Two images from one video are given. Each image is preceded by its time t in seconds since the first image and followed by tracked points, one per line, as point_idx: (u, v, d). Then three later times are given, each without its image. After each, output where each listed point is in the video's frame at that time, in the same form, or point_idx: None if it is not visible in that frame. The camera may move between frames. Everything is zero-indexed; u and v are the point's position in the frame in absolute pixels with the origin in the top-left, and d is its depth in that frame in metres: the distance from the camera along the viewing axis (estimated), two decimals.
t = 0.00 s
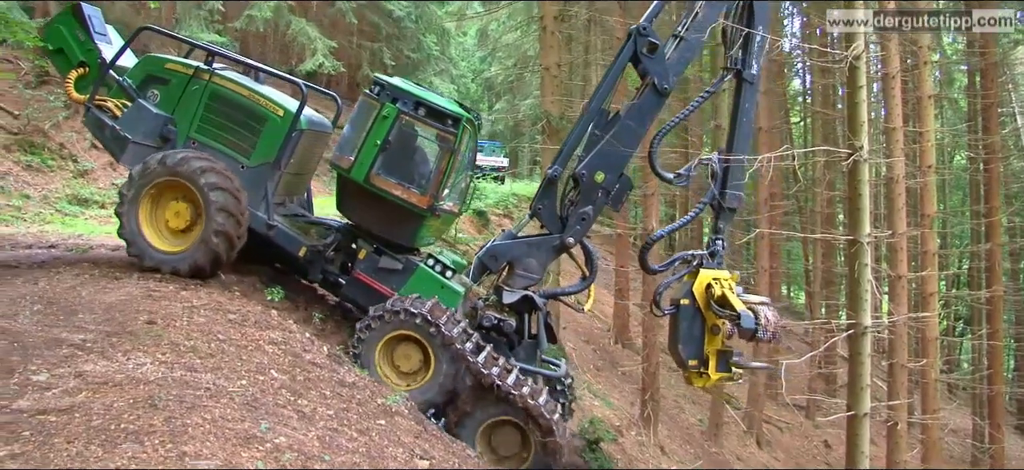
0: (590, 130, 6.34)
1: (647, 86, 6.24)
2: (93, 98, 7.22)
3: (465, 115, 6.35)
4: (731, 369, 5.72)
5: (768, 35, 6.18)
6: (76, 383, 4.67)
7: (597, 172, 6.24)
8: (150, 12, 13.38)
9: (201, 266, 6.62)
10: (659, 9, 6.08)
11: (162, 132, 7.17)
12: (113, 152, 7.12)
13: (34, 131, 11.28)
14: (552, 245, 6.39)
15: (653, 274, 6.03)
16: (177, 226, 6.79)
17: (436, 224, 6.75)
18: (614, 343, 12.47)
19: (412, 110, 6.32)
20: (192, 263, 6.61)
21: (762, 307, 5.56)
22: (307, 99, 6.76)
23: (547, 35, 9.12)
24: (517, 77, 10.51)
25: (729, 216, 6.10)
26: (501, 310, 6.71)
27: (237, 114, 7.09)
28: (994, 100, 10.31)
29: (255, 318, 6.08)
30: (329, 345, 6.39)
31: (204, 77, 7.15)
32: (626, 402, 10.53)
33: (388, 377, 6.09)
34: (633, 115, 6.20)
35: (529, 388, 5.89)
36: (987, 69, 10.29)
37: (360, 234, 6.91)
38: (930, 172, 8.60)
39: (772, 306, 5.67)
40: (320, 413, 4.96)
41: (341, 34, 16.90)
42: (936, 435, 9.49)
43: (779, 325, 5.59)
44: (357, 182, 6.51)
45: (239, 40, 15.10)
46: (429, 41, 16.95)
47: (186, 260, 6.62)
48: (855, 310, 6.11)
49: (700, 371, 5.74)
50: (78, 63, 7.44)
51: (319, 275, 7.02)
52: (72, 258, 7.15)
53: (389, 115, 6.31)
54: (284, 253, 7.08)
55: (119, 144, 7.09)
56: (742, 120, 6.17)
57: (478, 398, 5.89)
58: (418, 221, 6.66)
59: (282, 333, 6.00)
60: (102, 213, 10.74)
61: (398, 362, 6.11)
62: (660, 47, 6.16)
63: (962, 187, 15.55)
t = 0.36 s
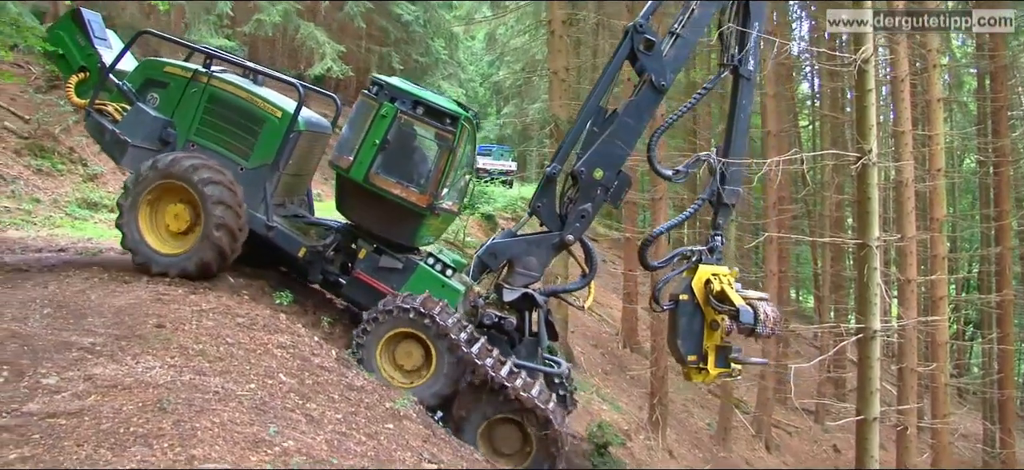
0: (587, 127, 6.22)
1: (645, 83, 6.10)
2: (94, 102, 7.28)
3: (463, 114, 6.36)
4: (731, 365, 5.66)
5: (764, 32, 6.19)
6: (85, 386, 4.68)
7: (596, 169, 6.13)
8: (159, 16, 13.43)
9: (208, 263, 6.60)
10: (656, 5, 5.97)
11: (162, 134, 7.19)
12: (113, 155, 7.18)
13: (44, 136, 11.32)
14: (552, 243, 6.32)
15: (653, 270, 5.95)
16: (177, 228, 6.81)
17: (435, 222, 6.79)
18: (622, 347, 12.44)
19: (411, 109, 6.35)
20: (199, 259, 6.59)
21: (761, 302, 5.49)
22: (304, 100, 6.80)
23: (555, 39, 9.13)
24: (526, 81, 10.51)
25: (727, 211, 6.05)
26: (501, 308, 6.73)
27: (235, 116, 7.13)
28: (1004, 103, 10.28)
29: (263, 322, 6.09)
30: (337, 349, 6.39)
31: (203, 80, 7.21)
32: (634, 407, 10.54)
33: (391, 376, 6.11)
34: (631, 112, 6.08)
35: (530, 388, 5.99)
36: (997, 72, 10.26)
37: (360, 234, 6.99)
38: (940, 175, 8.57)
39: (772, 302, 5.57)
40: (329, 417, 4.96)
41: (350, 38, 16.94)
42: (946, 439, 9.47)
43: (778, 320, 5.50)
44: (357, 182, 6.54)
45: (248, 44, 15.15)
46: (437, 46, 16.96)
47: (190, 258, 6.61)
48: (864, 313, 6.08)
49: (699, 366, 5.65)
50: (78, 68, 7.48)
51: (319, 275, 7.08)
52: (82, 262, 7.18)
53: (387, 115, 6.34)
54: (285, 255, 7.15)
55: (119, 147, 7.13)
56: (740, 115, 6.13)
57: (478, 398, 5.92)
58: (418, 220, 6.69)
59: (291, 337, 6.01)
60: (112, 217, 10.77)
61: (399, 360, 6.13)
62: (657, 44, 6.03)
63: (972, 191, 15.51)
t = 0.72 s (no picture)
0: (583, 125, 6.26)
1: (640, 79, 6.12)
2: (92, 107, 7.29)
3: (460, 112, 6.43)
4: (733, 359, 5.62)
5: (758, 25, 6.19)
6: (94, 389, 4.69)
7: (593, 165, 6.14)
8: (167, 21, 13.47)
9: (213, 258, 6.63)
10: (650, 2, 5.99)
11: (159, 138, 7.21)
12: (112, 160, 7.16)
13: (53, 140, 11.36)
14: (550, 239, 6.28)
15: (651, 268, 5.94)
16: (177, 231, 6.83)
17: (434, 221, 6.82)
18: (630, 351, 12.44)
19: (407, 108, 6.41)
20: (203, 256, 6.62)
21: (760, 295, 5.47)
22: (301, 101, 6.79)
23: (563, 43, 9.14)
24: (533, 84, 10.51)
25: (725, 206, 6.03)
26: (501, 306, 6.70)
27: (233, 119, 7.15)
28: (1014, 105, 10.26)
29: (271, 326, 6.09)
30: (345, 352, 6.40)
31: (199, 83, 7.20)
32: (642, 411, 10.57)
33: (393, 375, 6.12)
34: (627, 109, 6.10)
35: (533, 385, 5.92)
36: (1006, 75, 10.23)
37: (359, 234, 7.01)
38: (948, 179, 8.55)
39: (771, 294, 5.59)
40: (337, 421, 4.97)
41: (357, 42, 16.95)
42: (956, 444, 9.45)
43: (778, 312, 5.50)
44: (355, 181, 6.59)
45: (256, 49, 15.18)
46: (445, 49, 16.94)
47: (194, 256, 6.63)
48: (872, 317, 6.08)
49: (700, 361, 5.63)
50: (77, 74, 7.50)
51: (319, 275, 7.10)
52: (90, 266, 7.20)
53: (384, 114, 6.39)
54: (284, 256, 7.22)
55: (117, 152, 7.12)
56: (735, 110, 6.10)
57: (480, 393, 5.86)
58: (415, 220, 6.72)
59: (299, 341, 6.02)
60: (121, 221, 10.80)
61: (400, 358, 6.17)
62: (652, 41, 6.06)
63: (981, 194, 15.48)
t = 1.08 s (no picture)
0: (583, 123, 6.29)
1: (639, 76, 6.10)
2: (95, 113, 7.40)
3: (460, 111, 6.48)
4: (738, 353, 5.64)
5: (755, 19, 6.16)
6: (108, 393, 4.71)
7: (593, 162, 6.14)
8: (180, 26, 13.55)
9: (221, 253, 6.71)
10: None
11: (162, 142, 7.31)
12: (116, 165, 7.30)
13: (68, 145, 11.43)
14: (551, 238, 6.30)
15: (655, 265, 5.90)
16: (182, 233, 6.95)
17: (435, 220, 6.83)
18: (642, 355, 12.42)
19: (407, 107, 6.48)
20: (212, 251, 6.71)
21: (765, 289, 5.52)
22: (300, 103, 6.85)
23: (575, 47, 9.13)
24: (545, 88, 10.51)
25: (727, 201, 6.00)
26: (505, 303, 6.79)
27: (233, 122, 7.21)
28: None
29: (284, 330, 6.11)
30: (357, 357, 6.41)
31: (201, 88, 7.29)
32: (654, 416, 10.56)
33: (400, 374, 6.15)
34: (626, 105, 6.11)
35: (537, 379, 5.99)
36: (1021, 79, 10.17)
37: (361, 234, 7.01)
38: (963, 182, 8.51)
39: (774, 287, 5.63)
40: (349, 425, 4.97)
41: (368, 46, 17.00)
42: (971, 450, 9.38)
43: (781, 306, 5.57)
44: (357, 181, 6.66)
45: (268, 54, 15.24)
46: (457, 54, 16.85)
47: (202, 253, 6.73)
48: (886, 322, 6.05)
49: (706, 357, 5.64)
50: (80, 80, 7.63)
51: (322, 276, 7.16)
52: (104, 270, 7.24)
53: (384, 114, 6.48)
54: (286, 258, 7.21)
55: (121, 158, 7.25)
56: (734, 106, 6.09)
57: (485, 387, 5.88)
58: (417, 219, 6.71)
59: (311, 345, 6.03)
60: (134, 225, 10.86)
61: (404, 357, 6.20)
62: (650, 37, 6.05)
63: (995, 198, 15.39)
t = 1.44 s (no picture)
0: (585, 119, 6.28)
1: (640, 72, 6.10)
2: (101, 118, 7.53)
3: (462, 108, 6.48)
4: (744, 348, 5.58)
5: (754, 13, 6.15)
6: (124, 395, 4.74)
7: (596, 158, 6.15)
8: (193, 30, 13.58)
9: (230, 245, 6.74)
10: None
11: (167, 146, 7.32)
12: (122, 170, 7.41)
13: (83, 149, 11.49)
14: (556, 234, 6.35)
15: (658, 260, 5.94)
16: (188, 234, 7.00)
17: (439, 218, 6.84)
18: (656, 358, 12.40)
19: (410, 106, 6.50)
20: (219, 246, 6.73)
21: (769, 282, 5.50)
22: (303, 103, 6.89)
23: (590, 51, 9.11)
24: (559, 92, 10.49)
25: (729, 196, 5.98)
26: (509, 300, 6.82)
27: (237, 125, 7.25)
28: None
29: (298, 333, 6.12)
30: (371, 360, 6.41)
31: (205, 91, 7.34)
32: (668, 419, 10.54)
33: (410, 371, 6.16)
34: (627, 101, 6.12)
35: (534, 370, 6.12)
36: None
37: (367, 233, 7.03)
38: (979, 185, 8.45)
39: (779, 281, 5.62)
40: (363, 428, 4.98)
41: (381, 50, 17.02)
42: (988, 455, 9.31)
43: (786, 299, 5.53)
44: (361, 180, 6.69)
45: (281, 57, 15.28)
46: (470, 58, 16.28)
47: (209, 249, 6.76)
48: (901, 326, 6.03)
49: (711, 351, 5.62)
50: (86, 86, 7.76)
51: (328, 276, 7.22)
52: (119, 273, 7.28)
53: (387, 113, 6.50)
54: (292, 259, 7.28)
55: (127, 162, 7.34)
56: (735, 101, 6.05)
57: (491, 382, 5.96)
58: (421, 218, 6.73)
59: (325, 348, 6.04)
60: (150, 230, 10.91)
61: (411, 354, 6.20)
62: (650, 33, 6.05)
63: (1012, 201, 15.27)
